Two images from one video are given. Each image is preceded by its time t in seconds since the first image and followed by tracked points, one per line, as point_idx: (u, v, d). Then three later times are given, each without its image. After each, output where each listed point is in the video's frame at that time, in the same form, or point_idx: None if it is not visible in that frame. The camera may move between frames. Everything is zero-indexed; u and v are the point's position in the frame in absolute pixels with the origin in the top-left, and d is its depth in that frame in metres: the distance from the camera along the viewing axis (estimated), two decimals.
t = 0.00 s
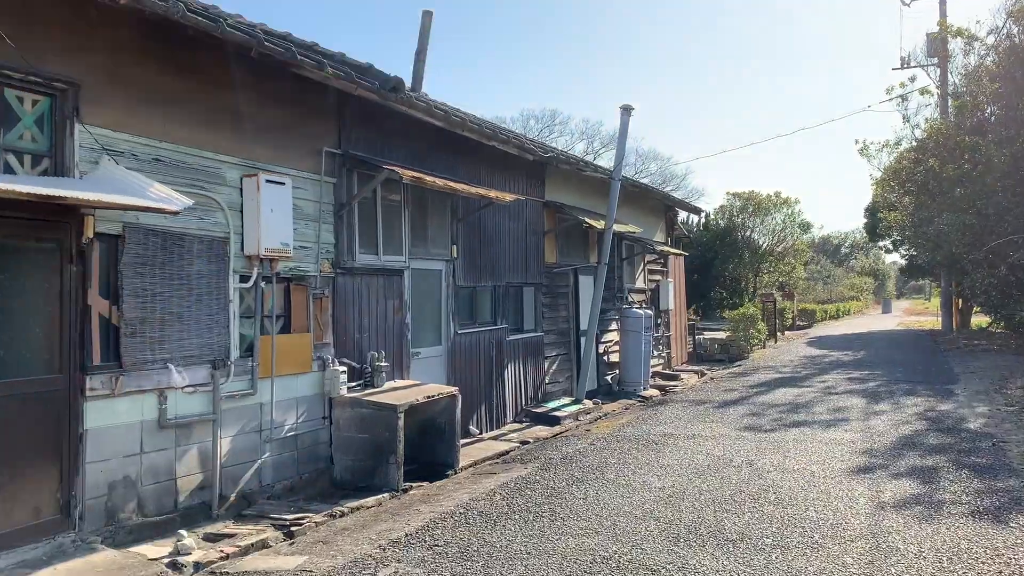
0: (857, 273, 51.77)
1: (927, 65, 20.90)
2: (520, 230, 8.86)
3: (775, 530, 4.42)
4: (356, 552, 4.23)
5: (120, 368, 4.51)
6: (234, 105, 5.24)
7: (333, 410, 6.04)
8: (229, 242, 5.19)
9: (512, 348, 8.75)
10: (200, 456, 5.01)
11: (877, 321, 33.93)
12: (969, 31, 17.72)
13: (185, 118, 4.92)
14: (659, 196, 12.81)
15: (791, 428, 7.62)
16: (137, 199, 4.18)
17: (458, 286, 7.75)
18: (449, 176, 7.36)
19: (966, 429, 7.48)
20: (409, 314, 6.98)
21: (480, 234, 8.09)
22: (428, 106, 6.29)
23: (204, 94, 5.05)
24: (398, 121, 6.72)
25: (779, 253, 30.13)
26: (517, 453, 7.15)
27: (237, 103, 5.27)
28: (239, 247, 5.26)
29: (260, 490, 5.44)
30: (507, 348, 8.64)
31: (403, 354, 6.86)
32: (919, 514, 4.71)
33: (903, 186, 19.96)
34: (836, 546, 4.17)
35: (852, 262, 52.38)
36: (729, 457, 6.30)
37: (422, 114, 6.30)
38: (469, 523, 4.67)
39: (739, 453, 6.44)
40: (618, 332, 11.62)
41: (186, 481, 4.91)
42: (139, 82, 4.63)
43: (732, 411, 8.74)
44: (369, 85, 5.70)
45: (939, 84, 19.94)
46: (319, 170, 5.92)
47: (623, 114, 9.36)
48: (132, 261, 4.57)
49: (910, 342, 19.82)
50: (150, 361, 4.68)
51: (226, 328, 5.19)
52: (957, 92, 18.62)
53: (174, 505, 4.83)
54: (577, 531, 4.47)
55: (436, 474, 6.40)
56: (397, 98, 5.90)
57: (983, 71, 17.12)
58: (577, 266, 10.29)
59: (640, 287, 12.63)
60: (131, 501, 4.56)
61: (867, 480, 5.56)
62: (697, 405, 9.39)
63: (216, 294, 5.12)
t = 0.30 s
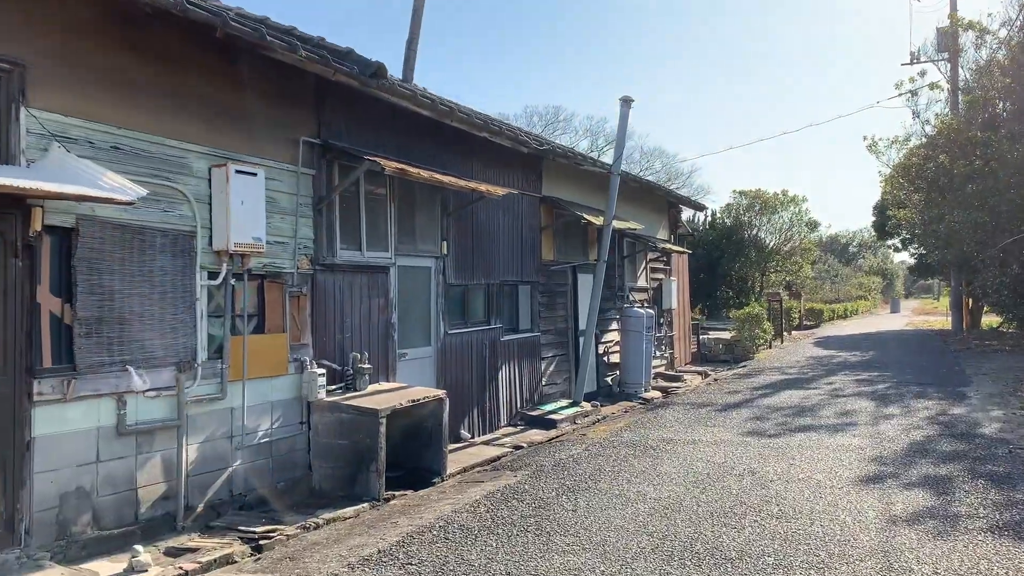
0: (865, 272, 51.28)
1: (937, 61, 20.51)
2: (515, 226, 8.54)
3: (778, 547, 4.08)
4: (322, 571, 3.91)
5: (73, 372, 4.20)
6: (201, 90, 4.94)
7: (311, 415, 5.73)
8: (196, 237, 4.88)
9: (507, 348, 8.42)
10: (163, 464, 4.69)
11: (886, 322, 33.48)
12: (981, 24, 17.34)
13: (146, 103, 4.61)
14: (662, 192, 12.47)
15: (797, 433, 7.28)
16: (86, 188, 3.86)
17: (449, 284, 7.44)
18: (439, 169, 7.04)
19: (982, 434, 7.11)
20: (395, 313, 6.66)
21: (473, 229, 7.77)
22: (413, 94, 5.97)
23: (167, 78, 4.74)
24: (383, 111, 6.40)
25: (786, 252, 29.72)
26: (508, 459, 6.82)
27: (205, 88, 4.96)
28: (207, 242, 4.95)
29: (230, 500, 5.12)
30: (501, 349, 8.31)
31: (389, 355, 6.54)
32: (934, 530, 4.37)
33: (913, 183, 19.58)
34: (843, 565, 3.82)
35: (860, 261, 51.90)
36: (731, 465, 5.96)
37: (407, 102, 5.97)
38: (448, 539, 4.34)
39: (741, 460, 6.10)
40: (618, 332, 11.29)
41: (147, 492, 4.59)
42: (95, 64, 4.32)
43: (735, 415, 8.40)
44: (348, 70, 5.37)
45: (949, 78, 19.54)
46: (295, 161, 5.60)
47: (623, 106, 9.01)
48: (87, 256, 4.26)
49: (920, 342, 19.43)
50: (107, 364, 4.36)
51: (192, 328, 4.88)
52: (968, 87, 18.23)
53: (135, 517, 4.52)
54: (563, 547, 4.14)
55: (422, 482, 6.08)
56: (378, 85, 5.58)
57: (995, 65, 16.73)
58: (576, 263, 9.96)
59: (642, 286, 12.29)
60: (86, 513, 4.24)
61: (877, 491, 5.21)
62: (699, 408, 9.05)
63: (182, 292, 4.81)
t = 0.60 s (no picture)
0: (873, 272, 50.78)
1: (947, 56, 20.13)
2: (508, 224, 8.21)
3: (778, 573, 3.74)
4: None
5: (16, 380, 3.88)
6: (162, 79, 4.63)
7: (284, 423, 5.41)
8: (155, 234, 4.57)
9: (499, 351, 8.09)
10: (119, 477, 4.37)
11: (895, 322, 33.03)
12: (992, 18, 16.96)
13: (101, 93, 4.31)
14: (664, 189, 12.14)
15: (801, 441, 6.94)
16: (24, 180, 3.53)
17: (437, 284, 7.11)
18: (424, 164, 6.72)
19: (996, 443, 6.77)
20: (379, 315, 6.34)
21: (463, 227, 7.44)
22: (393, 85, 5.64)
23: (125, 66, 4.43)
24: (364, 102, 6.08)
25: (793, 252, 29.36)
26: (497, 468, 6.50)
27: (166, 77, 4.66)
28: (167, 241, 4.64)
29: (193, 514, 4.80)
30: (493, 352, 7.98)
31: (371, 359, 6.21)
32: (947, 552, 4.02)
33: (922, 181, 19.19)
34: None
35: (868, 261, 51.46)
36: (730, 476, 5.62)
37: (388, 93, 5.65)
38: (422, 561, 4.01)
39: (741, 472, 5.76)
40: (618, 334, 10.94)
41: (100, 508, 4.27)
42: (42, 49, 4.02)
43: (737, 420, 8.05)
44: (322, 57, 5.05)
45: (959, 74, 19.15)
46: (268, 154, 5.29)
47: (621, 99, 8.68)
48: (30, 255, 3.93)
49: (929, 343, 19.03)
50: (54, 371, 4.05)
51: (151, 332, 4.56)
52: (979, 82, 17.85)
53: (86, 535, 4.20)
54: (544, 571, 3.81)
55: (404, 493, 5.75)
56: (354, 74, 5.26)
57: (1007, 60, 16.35)
58: (574, 263, 9.62)
59: (643, 285, 11.96)
60: (29, 532, 3.92)
61: (886, 507, 4.86)
62: (699, 413, 8.71)
63: (140, 293, 4.49)
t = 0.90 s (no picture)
0: (880, 272, 50.30)
1: (955, 52, 19.76)
2: (499, 219, 7.90)
3: None
4: None
5: None
6: (119, 62, 4.33)
7: (253, 428, 5.10)
8: (109, 226, 4.26)
9: (490, 352, 7.78)
10: (68, 488, 4.05)
11: (902, 322, 32.59)
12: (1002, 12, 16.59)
13: (53, 77, 4.01)
14: (664, 185, 11.82)
15: (804, 447, 6.61)
16: None
17: (422, 282, 6.79)
18: (407, 156, 6.41)
19: (1009, 449, 6.43)
20: (359, 314, 6.03)
21: (451, 223, 7.12)
22: (371, 70, 5.33)
23: (79, 47, 4.13)
24: (343, 90, 5.78)
25: (798, 251, 28.97)
26: (483, 476, 6.19)
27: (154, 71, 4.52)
28: (121, 234, 4.33)
29: (151, 526, 4.49)
30: (484, 353, 7.65)
31: (350, 360, 5.90)
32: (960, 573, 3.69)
33: (929, 178, 18.83)
34: None
35: (875, 260, 51.02)
36: (727, 486, 5.30)
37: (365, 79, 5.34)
38: None
39: (739, 481, 5.43)
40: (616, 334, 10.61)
41: (45, 521, 3.95)
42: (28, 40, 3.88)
43: (737, 424, 7.73)
44: (292, 40, 4.75)
45: (967, 69, 18.78)
46: (235, 143, 4.99)
47: (617, 91, 8.36)
48: None
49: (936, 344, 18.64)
50: None
51: (104, 331, 4.25)
52: (988, 77, 17.48)
53: (29, 550, 3.88)
54: None
55: (382, 503, 5.44)
56: (328, 58, 4.96)
57: (1017, 54, 15.98)
58: (569, 260, 9.31)
59: (643, 284, 11.63)
60: None
61: (893, 520, 4.53)
62: (699, 416, 8.37)
63: (91, 290, 4.19)
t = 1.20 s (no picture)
0: (883, 271, 49.93)
1: (960, 48, 19.42)
2: (490, 217, 7.58)
3: None
4: None
5: None
6: (77, 50, 4.03)
7: (222, 440, 4.80)
8: (59, 224, 3.94)
9: (481, 355, 7.46)
10: (13, 507, 3.73)
11: (906, 322, 32.21)
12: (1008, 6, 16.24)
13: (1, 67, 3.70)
14: (663, 183, 11.49)
15: (807, 456, 6.28)
16: None
17: (408, 283, 6.46)
18: (390, 150, 6.10)
19: None
20: (339, 317, 5.72)
21: (439, 221, 6.80)
22: (348, 58, 5.03)
23: (31, 35, 3.83)
24: (321, 79, 5.48)
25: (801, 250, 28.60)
26: (470, 487, 5.88)
27: (148, 70, 4.39)
28: (74, 232, 4.02)
29: (107, 547, 4.17)
30: (474, 357, 7.33)
31: (328, 366, 5.59)
32: None
33: (934, 177, 18.49)
34: None
35: (878, 260, 50.64)
36: (727, 500, 4.98)
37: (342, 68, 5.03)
38: None
39: (739, 495, 5.10)
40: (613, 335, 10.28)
41: None
42: (27, 36, 3.82)
43: (738, 431, 7.40)
44: (262, 27, 4.44)
45: (973, 65, 18.43)
46: (201, 136, 4.68)
47: (613, 84, 8.04)
48: None
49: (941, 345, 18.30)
50: None
51: (53, 337, 3.93)
52: (994, 74, 17.13)
53: None
54: None
55: (361, 518, 5.14)
56: (300, 45, 4.65)
57: None
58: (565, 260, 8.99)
59: (641, 284, 11.31)
60: None
61: (904, 541, 4.21)
62: (698, 422, 8.05)
63: (41, 294, 3.87)
